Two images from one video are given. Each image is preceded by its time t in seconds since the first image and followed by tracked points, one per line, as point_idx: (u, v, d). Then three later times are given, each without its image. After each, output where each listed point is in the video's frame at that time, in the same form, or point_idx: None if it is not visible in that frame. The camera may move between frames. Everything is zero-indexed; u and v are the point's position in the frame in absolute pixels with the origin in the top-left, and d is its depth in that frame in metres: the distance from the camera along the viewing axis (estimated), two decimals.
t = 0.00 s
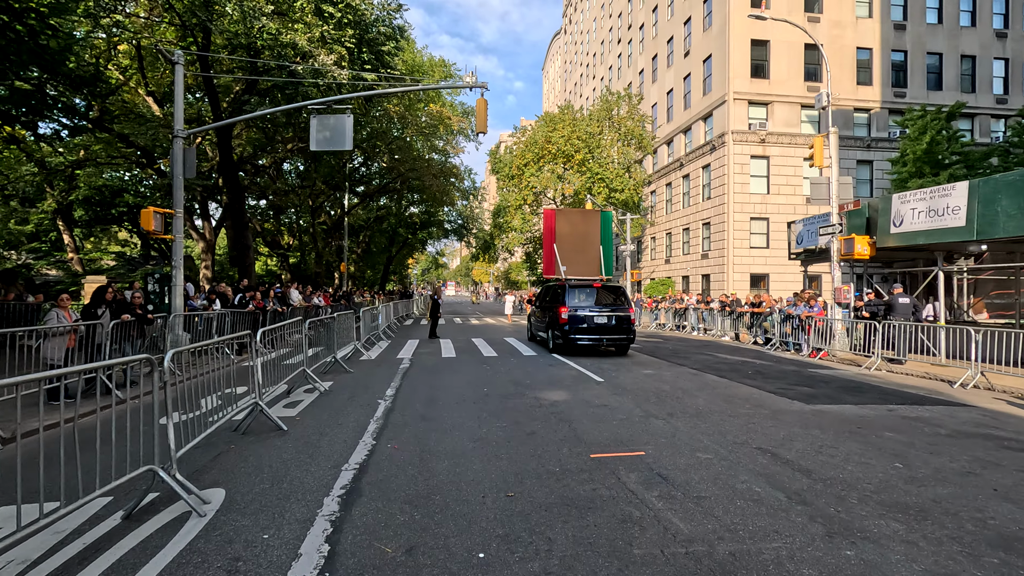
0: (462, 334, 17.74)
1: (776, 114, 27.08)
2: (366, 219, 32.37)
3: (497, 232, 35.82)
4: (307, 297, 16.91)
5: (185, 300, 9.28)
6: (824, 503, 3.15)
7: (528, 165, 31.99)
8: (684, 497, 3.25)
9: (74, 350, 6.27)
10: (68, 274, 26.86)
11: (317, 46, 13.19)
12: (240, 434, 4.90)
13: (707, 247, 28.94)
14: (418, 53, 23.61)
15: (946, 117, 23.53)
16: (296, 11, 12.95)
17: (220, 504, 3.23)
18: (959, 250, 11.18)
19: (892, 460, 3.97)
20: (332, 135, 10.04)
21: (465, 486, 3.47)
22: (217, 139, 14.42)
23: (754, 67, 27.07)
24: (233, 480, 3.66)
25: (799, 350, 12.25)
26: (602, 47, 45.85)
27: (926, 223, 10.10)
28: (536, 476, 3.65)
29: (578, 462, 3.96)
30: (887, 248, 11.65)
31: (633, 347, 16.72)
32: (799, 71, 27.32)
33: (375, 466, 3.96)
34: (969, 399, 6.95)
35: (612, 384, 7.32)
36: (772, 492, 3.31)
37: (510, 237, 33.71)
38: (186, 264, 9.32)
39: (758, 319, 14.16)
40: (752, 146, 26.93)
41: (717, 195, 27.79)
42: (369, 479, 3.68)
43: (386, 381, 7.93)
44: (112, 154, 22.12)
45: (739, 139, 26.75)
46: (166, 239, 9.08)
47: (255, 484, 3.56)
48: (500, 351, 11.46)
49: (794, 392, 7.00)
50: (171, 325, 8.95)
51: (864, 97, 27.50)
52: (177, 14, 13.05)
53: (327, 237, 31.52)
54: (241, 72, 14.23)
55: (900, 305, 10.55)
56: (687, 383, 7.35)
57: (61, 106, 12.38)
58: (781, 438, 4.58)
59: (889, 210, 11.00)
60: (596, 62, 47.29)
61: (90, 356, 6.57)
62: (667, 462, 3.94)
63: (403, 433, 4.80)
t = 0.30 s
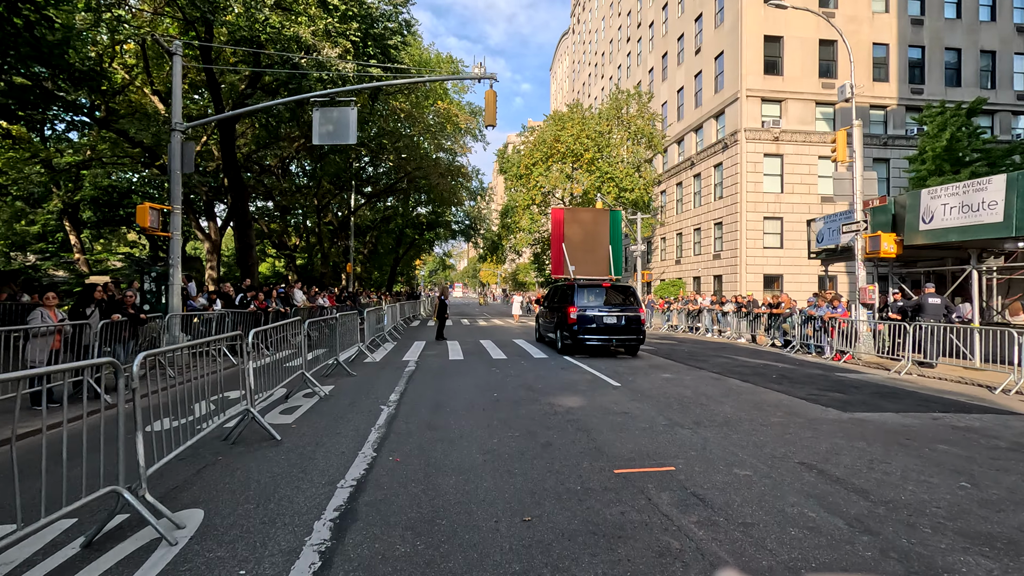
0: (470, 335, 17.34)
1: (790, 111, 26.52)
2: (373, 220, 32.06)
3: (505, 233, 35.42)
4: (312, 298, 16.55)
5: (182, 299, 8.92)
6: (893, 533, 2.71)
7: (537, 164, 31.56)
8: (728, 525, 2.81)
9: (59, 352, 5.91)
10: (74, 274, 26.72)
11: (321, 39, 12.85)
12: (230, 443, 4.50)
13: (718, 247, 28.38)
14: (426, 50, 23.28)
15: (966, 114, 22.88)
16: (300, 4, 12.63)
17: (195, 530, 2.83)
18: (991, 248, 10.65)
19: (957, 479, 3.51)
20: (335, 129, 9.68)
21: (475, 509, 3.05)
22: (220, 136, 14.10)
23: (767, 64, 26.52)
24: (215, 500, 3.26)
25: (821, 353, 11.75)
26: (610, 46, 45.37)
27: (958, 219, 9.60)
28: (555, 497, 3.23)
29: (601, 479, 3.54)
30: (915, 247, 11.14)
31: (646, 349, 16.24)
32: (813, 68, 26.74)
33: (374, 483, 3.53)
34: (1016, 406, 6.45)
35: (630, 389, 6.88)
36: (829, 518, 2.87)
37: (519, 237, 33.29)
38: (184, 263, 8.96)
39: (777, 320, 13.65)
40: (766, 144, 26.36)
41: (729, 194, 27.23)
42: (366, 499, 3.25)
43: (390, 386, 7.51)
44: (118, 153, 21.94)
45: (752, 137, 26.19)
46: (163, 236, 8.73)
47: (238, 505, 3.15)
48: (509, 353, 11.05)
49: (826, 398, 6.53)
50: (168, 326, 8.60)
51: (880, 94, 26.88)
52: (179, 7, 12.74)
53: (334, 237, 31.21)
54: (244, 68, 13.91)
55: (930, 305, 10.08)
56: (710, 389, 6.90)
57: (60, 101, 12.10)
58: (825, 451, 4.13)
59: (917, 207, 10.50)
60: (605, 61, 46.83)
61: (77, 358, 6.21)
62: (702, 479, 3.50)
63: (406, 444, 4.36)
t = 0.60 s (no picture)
0: (479, 340, 16.95)
1: (804, 111, 25.96)
2: (380, 223, 31.78)
3: (513, 235, 35.05)
4: (317, 302, 16.23)
5: (180, 304, 8.57)
6: None
7: (545, 166, 31.21)
8: None
9: (44, 362, 5.55)
10: (81, 277, 26.57)
11: (326, 37, 12.54)
12: (219, 464, 4.14)
13: (731, 250, 27.83)
14: (434, 50, 22.97)
15: (988, 112, 22.25)
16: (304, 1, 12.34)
17: None
18: None
19: None
20: (339, 127, 9.33)
21: (490, 554, 2.64)
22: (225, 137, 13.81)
23: (781, 63, 25.99)
24: (194, 538, 2.85)
25: (846, 360, 11.23)
26: (619, 47, 44.93)
27: (995, 220, 9.11)
28: (581, 537, 2.81)
29: (631, 513, 3.11)
30: (946, 249, 10.63)
31: (659, 355, 15.77)
32: (829, 66, 26.17)
33: (375, 517, 3.11)
34: None
35: (651, 402, 6.44)
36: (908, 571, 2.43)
37: (527, 240, 32.88)
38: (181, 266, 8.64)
39: (797, 325, 13.15)
40: (780, 145, 25.80)
41: (742, 195, 26.69)
42: (364, 538, 2.83)
43: (395, 397, 7.09)
44: (124, 156, 21.75)
45: (765, 138, 25.64)
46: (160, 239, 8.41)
47: (218, 546, 2.74)
48: (520, 360, 10.64)
49: (864, 412, 6.06)
50: (165, 332, 8.24)
51: (898, 92, 26.26)
52: (181, 5, 12.46)
53: (340, 240, 30.97)
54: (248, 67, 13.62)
55: (964, 310, 9.59)
56: (736, 401, 6.46)
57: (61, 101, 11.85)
58: (880, 479, 3.67)
59: (949, 207, 10.01)
60: (614, 62, 46.41)
61: (64, 368, 5.85)
62: (748, 515, 3.07)
63: (410, 468, 3.95)
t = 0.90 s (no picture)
0: (489, 344, 16.57)
1: (823, 109, 25.31)
2: (390, 225, 31.53)
3: (524, 237, 34.63)
4: (325, 305, 15.94)
5: (180, 306, 8.21)
6: None
7: (557, 167, 30.83)
8: None
9: (27, 369, 5.20)
10: (92, 280, 26.52)
11: (333, 32, 12.22)
12: (204, 486, 3.72)
13: (747, 251, 27.20)
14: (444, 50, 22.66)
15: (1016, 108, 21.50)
16: None
17: None
18: None
19: None
20: (345, 123, 8.98)
21: None
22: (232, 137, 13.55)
23: (799, 60, 25.36)
24: None
25: (877, 366, 10.66)
26: (631, 47, 44.46)
27: None
28: None
29: (673, 553, 2.66)
30: (984, 248, 10.04)
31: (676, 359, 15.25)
32: (848, 63, 25.49)
33: (375, 555, 2.68)
34: None
35: (677, 413, 5.98)
36: None
37: (539, 242, 32.43)
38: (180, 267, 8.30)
39: (823, 329, 12.59)
40: (798, 144, 25.14)
41: (759, 196, 26.07)
42: None
43: (402, 406, 6.67)
44: (134, 158, 21.62)
45: (783, 137, 24.99)
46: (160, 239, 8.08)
47: None
48: (533, 366, 10.20)
49: (913, 424, 5.55)
50: (164, 336, 7.87)
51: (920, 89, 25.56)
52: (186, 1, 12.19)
53: (350, 242, 30.75)
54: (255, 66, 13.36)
55: (1006, 314, 8.98)
56: (770, 413, 5.97)
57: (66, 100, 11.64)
58: (958, 511, 3.18)
59: (989, 203, 9.46)
60: (625, 63, 45.96)
61: (50, 375, 5.50)
62: (813, 557, 2.61)
63: (417, 493, 3.51)
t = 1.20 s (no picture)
0: (499, 346, 16.14)
1: (840, 105, 24.68)
2: (399, 226, 31.21)
3: (533, 238, 34.26)
4: (331, 306, 15.60)
5: (176, 307, 7.87)
6: None
7: (567, 167, 30.49)
8: None
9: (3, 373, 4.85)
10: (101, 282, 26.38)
11: (339, 25, 11.88)
12: (182, 504, 3.34)
13: (762, 252, 26.58)
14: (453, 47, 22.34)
15: None
16: None
17: None
18: None
19: None
20: (349, 115, 8.63)
21: None
22: (236, 135, 13.27)
23: (815, 56, 24.75)
24: None
25: (906, 370, 10.13)
26: (642, 46, 43.95)
27: None
28: None
29: None
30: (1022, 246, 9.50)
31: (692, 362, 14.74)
32: (866, 59, 24.86)
33: None
34: None
35: (702, 421, 5.54)
36: None
37: (549, 243, 31.95)
38: (178, 264, 8.01)
39: (847, 331, 12.05)
40: (814, 141, 24.54)
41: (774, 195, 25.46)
42: None
43: (407, 411, 6.27)
44: (141, 158, 21.44)
45: (798, 134, 24.40)
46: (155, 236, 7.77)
47: None
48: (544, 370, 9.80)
49: (962, 434, 5.07)
50: (159, 338, 7.56)
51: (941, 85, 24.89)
52: None
53: (358, 244, 30.47)
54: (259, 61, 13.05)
55: None
56: (803, 421, 5.51)
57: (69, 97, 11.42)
58: None
59: None
60: (636, 62, 45.43)
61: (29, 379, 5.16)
62: None
63: (416, 515, 3.10)
